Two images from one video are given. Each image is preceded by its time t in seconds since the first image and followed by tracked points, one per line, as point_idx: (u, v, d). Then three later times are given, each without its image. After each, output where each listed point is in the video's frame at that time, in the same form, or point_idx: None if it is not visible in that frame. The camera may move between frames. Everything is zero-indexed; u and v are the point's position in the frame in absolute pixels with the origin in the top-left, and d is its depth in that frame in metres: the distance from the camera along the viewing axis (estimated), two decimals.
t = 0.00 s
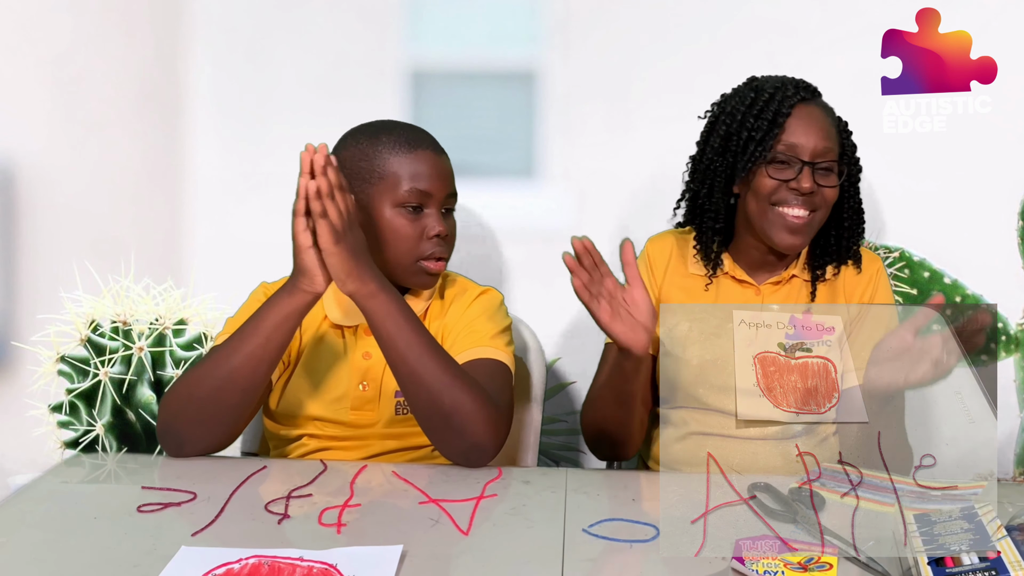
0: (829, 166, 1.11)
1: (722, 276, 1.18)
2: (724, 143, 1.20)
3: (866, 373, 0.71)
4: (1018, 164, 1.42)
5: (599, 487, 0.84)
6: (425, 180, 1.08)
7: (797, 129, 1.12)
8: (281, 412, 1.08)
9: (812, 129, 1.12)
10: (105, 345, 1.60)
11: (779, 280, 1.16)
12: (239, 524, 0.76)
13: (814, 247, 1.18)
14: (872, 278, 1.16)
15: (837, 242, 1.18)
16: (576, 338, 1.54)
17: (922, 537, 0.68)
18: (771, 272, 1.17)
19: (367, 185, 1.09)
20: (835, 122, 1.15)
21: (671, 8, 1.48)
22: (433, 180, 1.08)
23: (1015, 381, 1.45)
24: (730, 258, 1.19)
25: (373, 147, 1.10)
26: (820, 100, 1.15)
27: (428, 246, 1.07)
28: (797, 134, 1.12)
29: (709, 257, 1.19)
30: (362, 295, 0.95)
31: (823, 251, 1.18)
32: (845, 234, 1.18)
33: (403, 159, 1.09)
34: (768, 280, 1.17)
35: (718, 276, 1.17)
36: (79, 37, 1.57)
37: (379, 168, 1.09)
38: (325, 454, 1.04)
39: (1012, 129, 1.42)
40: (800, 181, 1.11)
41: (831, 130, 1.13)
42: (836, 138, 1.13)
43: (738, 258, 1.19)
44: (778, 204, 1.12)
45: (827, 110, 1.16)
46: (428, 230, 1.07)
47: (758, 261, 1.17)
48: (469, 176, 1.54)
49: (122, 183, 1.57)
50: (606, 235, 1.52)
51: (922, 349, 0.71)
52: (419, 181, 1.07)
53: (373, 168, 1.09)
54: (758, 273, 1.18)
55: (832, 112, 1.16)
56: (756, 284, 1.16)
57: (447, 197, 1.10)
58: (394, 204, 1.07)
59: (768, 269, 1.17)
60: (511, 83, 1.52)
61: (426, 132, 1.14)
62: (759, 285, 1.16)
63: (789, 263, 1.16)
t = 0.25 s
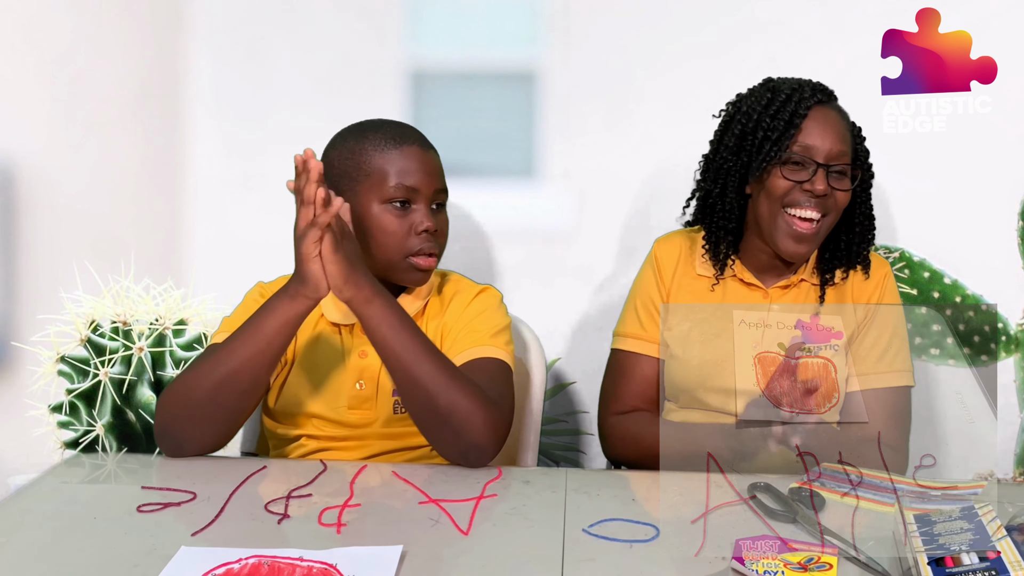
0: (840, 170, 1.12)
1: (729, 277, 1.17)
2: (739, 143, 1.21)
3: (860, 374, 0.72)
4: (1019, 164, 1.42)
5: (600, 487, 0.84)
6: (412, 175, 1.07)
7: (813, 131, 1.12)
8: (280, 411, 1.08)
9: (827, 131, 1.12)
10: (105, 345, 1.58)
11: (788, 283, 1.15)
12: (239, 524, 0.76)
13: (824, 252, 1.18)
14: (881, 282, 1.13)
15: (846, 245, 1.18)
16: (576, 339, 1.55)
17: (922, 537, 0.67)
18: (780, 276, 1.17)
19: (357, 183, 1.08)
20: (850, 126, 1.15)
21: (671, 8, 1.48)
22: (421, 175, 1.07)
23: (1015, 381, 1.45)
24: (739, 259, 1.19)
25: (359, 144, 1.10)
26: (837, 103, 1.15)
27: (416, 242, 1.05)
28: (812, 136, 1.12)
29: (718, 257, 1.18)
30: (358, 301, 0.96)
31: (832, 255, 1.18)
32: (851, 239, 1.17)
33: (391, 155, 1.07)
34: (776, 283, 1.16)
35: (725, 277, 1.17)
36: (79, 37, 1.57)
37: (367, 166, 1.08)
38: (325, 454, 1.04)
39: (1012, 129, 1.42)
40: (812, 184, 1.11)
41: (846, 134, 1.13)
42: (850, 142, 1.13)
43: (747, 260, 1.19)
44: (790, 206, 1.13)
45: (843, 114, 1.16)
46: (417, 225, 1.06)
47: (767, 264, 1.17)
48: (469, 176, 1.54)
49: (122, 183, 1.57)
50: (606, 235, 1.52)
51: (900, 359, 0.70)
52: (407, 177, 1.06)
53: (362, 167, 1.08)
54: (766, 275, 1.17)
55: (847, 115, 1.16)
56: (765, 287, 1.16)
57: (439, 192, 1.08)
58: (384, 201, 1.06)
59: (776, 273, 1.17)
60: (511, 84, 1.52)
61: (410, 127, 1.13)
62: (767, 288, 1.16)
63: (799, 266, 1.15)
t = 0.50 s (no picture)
0: (836, 172, 1.13)
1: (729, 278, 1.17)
2: (735, 148, 1.22)
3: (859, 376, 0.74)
4: (1019, 164, 1.42)
5: (600, 487, 0.84)
6: (400, 168, 1.08)
7: (807, 136, 1.14)
8: (281, 410, 1.08)
9: (821, 135, 1.13)
10: (105, 346, 1.57)
11: (789, 284, 1.14)
12: (239, 524, 0.76)
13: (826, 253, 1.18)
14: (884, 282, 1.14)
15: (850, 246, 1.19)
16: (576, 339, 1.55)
17: (921, 537, 0.66)
18: (781, 277, 1.17)
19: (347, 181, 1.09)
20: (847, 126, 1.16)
21: (672, 8, 1.48)
22: (410, 169, 1.08)
23: (1015, 382, 1.44)
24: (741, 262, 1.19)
25: (350, 143, 1.11)
26: (832, 105, 1.16)
27: (405, 233, 1.06)
28: (805, 142, 1.13)
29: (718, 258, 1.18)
30: (362, 296, 0.95)
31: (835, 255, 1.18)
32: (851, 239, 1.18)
33: (379, 148, 1.09)
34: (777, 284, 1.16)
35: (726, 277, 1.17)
36: (79, 37, 1.57)
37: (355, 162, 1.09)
38: (325, 453, 1.04)
39: (1012, 129, 1.42)
40: (807, 189, 1.12)
41: (843, 135, 1.14)
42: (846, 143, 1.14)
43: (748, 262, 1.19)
44: (785, 211, 1.14)
45: (839, 115, 1.17)
46: (406, 217, 1.07)
47: (768, 266, 1.18)
48: (470, 176, 1.54)
49: (122, 184, 1.57)
50: (606, 235, 1.52)
51: (921, 366, 0.73)
52: (394, 169, 1.07)
53: (352, 165, 1.10)
54: (768, 277, 1.18)
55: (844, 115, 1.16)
56: (765, 287, 1.16)
57: (428, 184, 1.10)
58: (371, 196, 1.07)
59: (777, 274, 1.17)
60: (511, 84, 1.52)
61: (400, 123, 1.15)
62: (769, 289, 1.16)
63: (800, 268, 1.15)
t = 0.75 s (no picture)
0: (796, 160, 1.25)
1: (726, 281, 1.24)
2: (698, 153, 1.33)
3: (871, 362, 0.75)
4: (1020, 164, 1.42)
5: (600, 487, 0.84)
6: (397, 168, 1.08)
7: (762, 134, 1.25)
8: (280, 411, 1.08)
9: (777, 130, 1.25)
10: (105, 346, 1.61)
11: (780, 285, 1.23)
12: (240, 524, 0.76)
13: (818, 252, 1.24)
14: (875, 283, 1.21)
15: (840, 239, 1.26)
16: (576, 340, 1.55)
17: (921, 537, 0.65)
18: (773, 278, 1.25)
19: (343, 183, 1.10)
20: (811, 121, 1.28)
21: (672, 9, 1.48)
22: (406, 168, 1.08)
23: (1015, 382, 1.46)
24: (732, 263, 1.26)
25: (346, 143, 1.12)
26: (785, 103, 1.28)
27: (402, 233, 1.07)
28: (763, 138, 1.25)
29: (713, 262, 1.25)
30: (348, 307, 0.96)
31: (823, 250, 1.25)
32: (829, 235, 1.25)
33: (376, 147, 1.09)
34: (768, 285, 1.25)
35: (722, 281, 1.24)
36: (79, 37, 1.57)
37: (351, 163, 1.10)
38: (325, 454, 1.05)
39: (1012, 129, 1.42)
40: (765, 182, 1.25)
41: (797, 129, 1.26)
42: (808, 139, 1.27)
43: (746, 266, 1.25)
44: (744, 210, 1.27)
45: (796, 103, 1.30)
46: (403, 217, 1.08)
47: (762, 265, 1.25)
48: (470, 176, 1.54)
49: (122, 184, 1.57)
50: (607, 236, 1.52)
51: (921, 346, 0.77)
52: (391, 169, 1.08)
53: (348, 165, 1.10)
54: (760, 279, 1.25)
55: (807, 109, 1.28)
56: (759, 289, 1.24)
57: (426, 184, 1.09)
58: (368, 197, 1.08)
59: (770, 275, 1.25)
60: (512, 84, 1.52)
61: (398, 122, 1.15)
62: (761, 290, 1.24)
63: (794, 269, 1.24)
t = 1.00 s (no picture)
0: (713, 159, 1.09)
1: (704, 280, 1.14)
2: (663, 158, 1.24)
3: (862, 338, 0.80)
4: (1020, 164, 1.42)
5: (600, 487, 0.84)
6: (396, 166, 1.08)
7: (694, 136, 1.11)
8: (280, 411, 1.08)
9: (696, 131, 1.11)
10: (105, 347, 1.60)
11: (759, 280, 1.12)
12: (240, 524, 0.76)
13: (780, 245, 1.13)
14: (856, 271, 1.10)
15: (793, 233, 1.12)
16: (576, 340, 1.55)
17: (922, 537, 0.65)
18: (750, 272, 1.14)
19: (343, 181, 1.10)
20: (740, 116, 1.11)
21: (671, 9, 1.48)
22: (406, 166, 1.08)
23: (1015, 382, 1.46)
24: (713, 261, 1.15)
25: (345, 142, 1.12)
26: (712, 102, 1.14)
27: (402, 231, 1.06)
28: (683, 140, 1.12)
29: (692, 260, 1.16)
30: (352, 302, 0.95)
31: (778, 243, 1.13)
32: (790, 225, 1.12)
33: (375, 146, 1.09)
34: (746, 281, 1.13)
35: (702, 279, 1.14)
36: (79, 38, 1.57)
37: (351, 161, 1.10)
38: (324, 454, 1.05)
39: (1013, 129, 1.42)
40: (680, 185, 1.11)
41: (729, 123, 1.10)
42: (736, 131, 1.10)
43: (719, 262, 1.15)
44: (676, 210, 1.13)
45: (734, 98, 1.13)
46: (402, 215, 1.07)
47: (732, 261, 1.14)
48: (470, 177, 1.54)
49: (122, 184, 1.57)
50: (607, 236, 1.52)
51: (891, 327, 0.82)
52: (391, 167, 1.08)
53: (349, 165, 1.10)
54: (738, 273, 1.14)
55: (735, 103, 1.12)
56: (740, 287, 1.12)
57: (426, 182, 1.09)
58: (368, 194, 1.08)
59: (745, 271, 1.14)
60: (512, 84, 1.52)
61: (399, 122, 1.15)
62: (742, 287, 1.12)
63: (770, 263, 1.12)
